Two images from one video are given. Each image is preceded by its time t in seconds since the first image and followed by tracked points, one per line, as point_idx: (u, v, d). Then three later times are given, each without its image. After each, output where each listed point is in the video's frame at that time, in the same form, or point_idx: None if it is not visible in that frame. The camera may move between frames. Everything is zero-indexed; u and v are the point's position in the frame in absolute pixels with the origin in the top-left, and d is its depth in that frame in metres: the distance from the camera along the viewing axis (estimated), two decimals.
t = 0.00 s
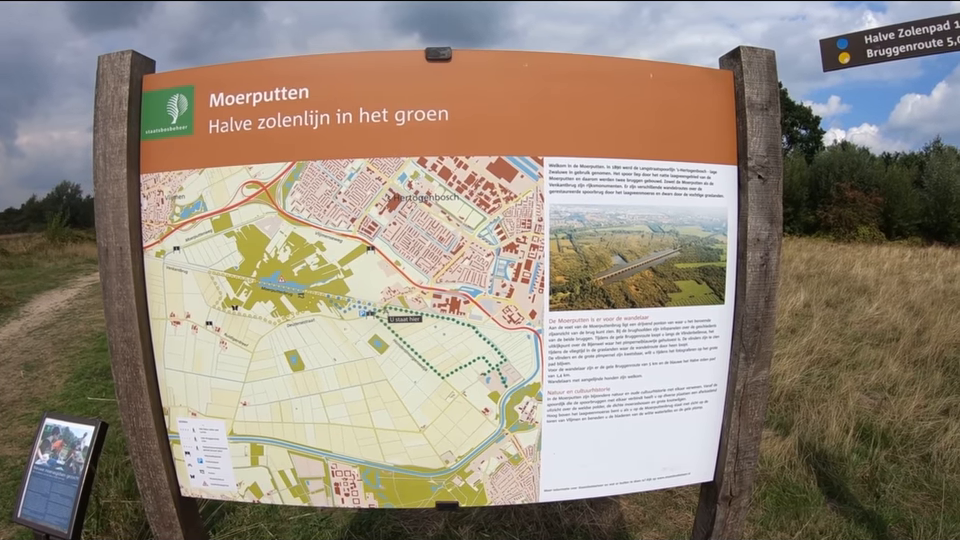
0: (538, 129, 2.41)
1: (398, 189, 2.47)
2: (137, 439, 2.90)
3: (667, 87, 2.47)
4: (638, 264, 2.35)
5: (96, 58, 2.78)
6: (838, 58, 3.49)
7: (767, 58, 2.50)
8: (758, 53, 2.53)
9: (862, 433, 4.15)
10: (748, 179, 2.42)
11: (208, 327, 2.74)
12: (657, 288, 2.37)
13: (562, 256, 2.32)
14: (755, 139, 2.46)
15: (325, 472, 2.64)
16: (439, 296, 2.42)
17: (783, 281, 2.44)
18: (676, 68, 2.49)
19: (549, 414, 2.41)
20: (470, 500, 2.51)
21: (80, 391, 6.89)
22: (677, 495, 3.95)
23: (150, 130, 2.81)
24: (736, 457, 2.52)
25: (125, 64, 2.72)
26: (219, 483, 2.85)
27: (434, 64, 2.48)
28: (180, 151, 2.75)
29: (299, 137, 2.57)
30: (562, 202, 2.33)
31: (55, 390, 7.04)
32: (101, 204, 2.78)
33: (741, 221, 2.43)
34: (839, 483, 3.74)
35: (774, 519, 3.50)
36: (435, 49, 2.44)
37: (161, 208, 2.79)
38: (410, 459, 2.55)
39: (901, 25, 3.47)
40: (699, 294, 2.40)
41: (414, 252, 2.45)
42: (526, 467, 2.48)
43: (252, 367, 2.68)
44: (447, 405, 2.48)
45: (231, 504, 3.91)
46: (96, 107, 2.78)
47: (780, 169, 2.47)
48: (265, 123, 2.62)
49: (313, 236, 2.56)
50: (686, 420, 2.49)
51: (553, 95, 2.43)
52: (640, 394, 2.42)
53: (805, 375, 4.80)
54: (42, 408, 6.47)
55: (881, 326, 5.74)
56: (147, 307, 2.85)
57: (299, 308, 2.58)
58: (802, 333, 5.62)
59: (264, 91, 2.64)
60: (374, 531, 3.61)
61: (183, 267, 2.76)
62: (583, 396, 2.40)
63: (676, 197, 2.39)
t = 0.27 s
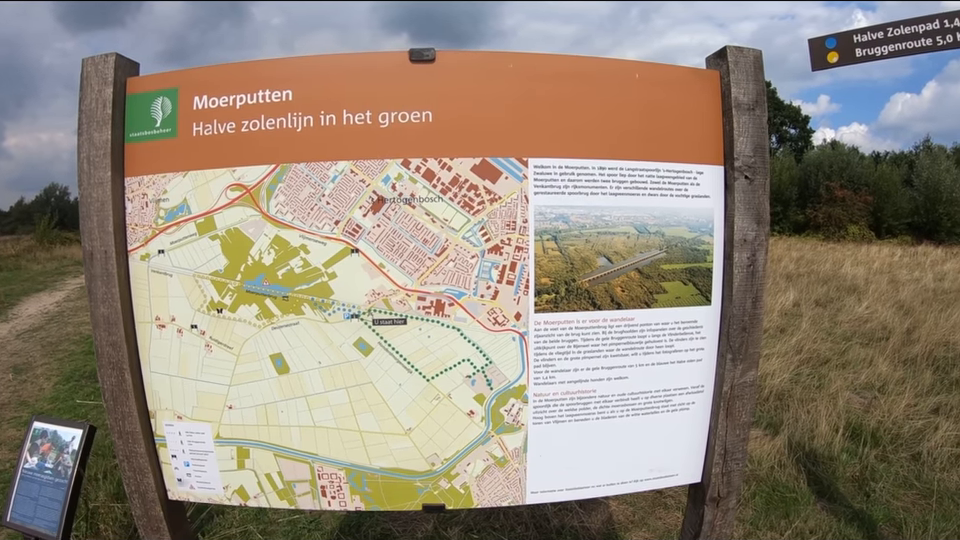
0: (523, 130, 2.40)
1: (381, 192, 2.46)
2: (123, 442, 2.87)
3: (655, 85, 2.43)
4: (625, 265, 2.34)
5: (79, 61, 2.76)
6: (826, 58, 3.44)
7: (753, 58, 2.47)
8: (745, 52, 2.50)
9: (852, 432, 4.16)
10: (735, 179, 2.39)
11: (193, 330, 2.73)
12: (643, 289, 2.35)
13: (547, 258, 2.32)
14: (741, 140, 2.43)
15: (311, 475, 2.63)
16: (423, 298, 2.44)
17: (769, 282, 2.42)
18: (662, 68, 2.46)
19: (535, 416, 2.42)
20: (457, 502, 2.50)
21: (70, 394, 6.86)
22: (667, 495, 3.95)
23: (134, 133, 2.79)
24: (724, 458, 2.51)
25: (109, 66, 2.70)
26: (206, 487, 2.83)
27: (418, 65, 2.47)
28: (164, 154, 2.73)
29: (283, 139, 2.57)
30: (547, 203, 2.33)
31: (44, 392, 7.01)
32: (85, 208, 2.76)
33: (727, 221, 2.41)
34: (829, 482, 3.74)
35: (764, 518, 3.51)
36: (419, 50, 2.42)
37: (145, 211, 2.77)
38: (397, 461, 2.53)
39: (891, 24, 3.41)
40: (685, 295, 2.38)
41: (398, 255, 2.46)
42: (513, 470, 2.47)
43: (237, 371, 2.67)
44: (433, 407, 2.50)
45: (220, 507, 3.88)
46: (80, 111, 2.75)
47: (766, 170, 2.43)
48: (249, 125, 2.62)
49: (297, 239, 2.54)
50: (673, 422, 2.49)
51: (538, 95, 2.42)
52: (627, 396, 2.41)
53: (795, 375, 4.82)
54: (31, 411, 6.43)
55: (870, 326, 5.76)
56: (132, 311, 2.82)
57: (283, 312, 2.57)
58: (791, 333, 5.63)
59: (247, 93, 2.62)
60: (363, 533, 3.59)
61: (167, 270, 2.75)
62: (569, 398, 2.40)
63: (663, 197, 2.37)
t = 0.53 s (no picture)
0: (496, 135, 2.40)
1: (352, 197, 2.45)
2: (99, 450, 2.84)
3: (627, 90, 2.45)
4: (598, 269, 2.37)
5: (51, 66, 2.72)
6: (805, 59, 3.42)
7: (729, 59, 2.46)
8: (720, 53, 2.48)
9: (833, 431, 4.17)
10: (710, 182, 2.38)
11: (166, 337, 2.70)
12: (616, 293, 2.37)
13: (519, 262, 2.36)
14: (717, 141, 2.42)
15: (286, 482, 2.62)
16: (395, 304, 2.44)
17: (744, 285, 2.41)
18: (635, 71, 2.47)
19: (509, 421, 2.44)
20: (431, 508, 2.50)
21: (51, 400, 6.81)
22: (648, 496, 3.96)
23: (107, 140, 2.76)
24: (700, 462, 2.50)
25: (81, 72, 2.67)
26: (181, 494, 2.81)
27: (388, 68, 2.47)
28: (137, 161, 2.71)
29: (254, 144, 2.58)
30: (519, 207, 2.36)
31: (25, 399, 6.95)
32: (58, 215, 2.73)
33: (702, 224, 2.39)
34: (811, 481, 3.75)
35: (746, 518, 3.50)
36: (390, 53, 2.42)
37: (118, 218, 2.74)
38: (371, 467, 2.53)
39: (870, 25, 3.38)
40: (660, 299, 2.39)
41: (370, 260, 2.45)
42: (487, 474, 2.47)
43: (210, 378, 2.66)
44: (406, 412, 2.49)
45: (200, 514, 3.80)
46: (53, 118, 2.72)
47: (742, 172, 2.43)
48: (219, 131, 2.61)
49: (268, 244, 2.56)
50: (649, 426, 2.49)
51: (511, 100, 2.41)
52: (601, 400, 2.44)
53: (777, 375, 4.78)
54: (11, 418, 6.37)
55: (852, 323, 5.79)
56: (105, 318, 2.80)
57: (256, 317, 2.58)
58: (773, 332, 5.59)
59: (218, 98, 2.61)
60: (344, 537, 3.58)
61: (140, 278, 2.72)
62: (543, 403, 2.43)
63: (636, 200, 2.37)
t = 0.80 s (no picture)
0: (457, 143, 2.40)
1: (309, 206, 2.46)
2: (62, 461, 2.80)
3: (588, 96, 2.43)
4: (557, 277, 2.38)
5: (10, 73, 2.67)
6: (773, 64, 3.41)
7: (691, 65, 2.45)
8: (683, 59, 2.47)
9: (807, 430, 4.19)
10: (671, 189, 2.38)
11: (127, 348, 2.68)
12: (577, 300, 2.39)
13: (478, 270, 2.36)
14: (678, 148, 2.41)
15: (249, 492, 2.62)
16: (353, 313, 2.43)
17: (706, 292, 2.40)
18: (596, 76, 2.44)
19: (468, 429, 2.43)
20: (395, 516, 2.50)
21: (23, 408, 6.72)
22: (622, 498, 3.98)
23: (68, 148, 2.72)
24: (664, 468, 2.51)
25: (41, 80, 2.63)
26: (146, 505, 2.78)
27: (347, 76, 2.48)
28: (97, 169, 2.67)
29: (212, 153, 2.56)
30: (477, 216, 2.36)
31: None
32: (18, 224, 2.66)
33: (663, 231, 2.40)
34: (784, 479, 3.76)
35: (719, 518, 3.49)
36: (348, 61, 2.43)
37: (78, 227, 2.70)
38: (333, 477, 2.54)
39: (838, 30, 3.37)
40: (621, 306, 2.41)
41: (327, 269, 2.44)
42: (450, 483, 2.48)
43: (171, 388, 2.63)
44: (366, 422, 2.48)
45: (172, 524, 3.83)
46: (13, 125, 2.66)
47: (703, 177, 2.42)
48: (178, 139, 2.58)
49: (226, 254, 2.54)
50: (612, 433, 2.50)
51: (471, 107, 2.40)
52: (562, 407, 2.44)
53: (751, 374, 4.76)
54: None
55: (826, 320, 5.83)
56: (67, 329, 2.75)
57: (215, 328, 2.57)
58: (748, 332, 5.48)
59: (177, 106, 2.59)
60: None
61: (101, 287, 2.69)
62: (504, 411, 2.42)
63: (595, 207, 2.38)
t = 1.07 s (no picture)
0: (401, 154, 2.40)
1: (254, 219, 2.48)
2: (14, 477, 2.77)
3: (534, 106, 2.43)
4: (503, 288, 2.39)
5: None
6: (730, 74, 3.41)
7: (641, 76, 2.44)
8: (633, 70, 2.47)
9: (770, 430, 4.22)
10: (618, 199, 2.39)
11: (76, 362, 2.64)
12: (524, 312, 2.40)
13: (422, 283, 2.36)
14: (626, 158, 2.42)
15: (200, 506, 2.61)
16: (298, 327, 2.44)
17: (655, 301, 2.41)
18: (542, 86, 2.44)
19: (417, 441, 2.43)
20: (346, 529, 2.52)
21: None
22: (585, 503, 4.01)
23: (15, 160, 2.67)
24: (616, 477, 2.52)
25: None
26: (99, 520, 2.75)
27: (291, 87, 2.50)
28: (45, 182, 2.63)
29: (157, 166, 2.54)
30: (421, 228, 2.36)
31: None
32: None
33: (611, 241, 2.41)
34: (748, 481, 3.79)
35: (684, 520, 3.47)
36: (293, 74, 2.45)
37: (26, 240, 2.66)
38: (283, 490, 2.55)
39: (795, 41, 3.36)
40: (569, 317, 2.44)
41: (272, 283, 2.46)
42: (399, 495, 2.49)
43: (121, 402, 2.62)
44: (313, 435, 2.50)
45: None
46: None
47: (652, 189, 2.45)
48: (124, 152, 2.56)
49: (172, 268, 2.54)
50: (562, 443, 2.50)
51: (416, 119, 2.42)
52: (511, 419, 2.44)
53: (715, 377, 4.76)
54: None
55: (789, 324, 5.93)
56: (16, 344, 2.71)
57: (162, 342, 2.56)
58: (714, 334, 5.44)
59: (125, 119, 2.58)
60: None
61: (49, 301, 2.65)
62: (452, 422, 2.42)
63: (541, 219, 2.40)
